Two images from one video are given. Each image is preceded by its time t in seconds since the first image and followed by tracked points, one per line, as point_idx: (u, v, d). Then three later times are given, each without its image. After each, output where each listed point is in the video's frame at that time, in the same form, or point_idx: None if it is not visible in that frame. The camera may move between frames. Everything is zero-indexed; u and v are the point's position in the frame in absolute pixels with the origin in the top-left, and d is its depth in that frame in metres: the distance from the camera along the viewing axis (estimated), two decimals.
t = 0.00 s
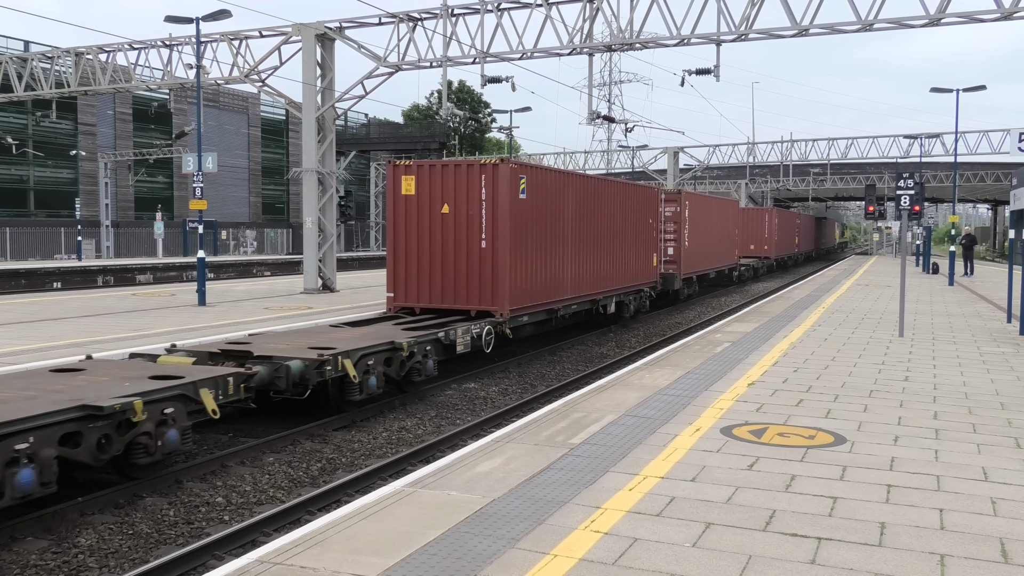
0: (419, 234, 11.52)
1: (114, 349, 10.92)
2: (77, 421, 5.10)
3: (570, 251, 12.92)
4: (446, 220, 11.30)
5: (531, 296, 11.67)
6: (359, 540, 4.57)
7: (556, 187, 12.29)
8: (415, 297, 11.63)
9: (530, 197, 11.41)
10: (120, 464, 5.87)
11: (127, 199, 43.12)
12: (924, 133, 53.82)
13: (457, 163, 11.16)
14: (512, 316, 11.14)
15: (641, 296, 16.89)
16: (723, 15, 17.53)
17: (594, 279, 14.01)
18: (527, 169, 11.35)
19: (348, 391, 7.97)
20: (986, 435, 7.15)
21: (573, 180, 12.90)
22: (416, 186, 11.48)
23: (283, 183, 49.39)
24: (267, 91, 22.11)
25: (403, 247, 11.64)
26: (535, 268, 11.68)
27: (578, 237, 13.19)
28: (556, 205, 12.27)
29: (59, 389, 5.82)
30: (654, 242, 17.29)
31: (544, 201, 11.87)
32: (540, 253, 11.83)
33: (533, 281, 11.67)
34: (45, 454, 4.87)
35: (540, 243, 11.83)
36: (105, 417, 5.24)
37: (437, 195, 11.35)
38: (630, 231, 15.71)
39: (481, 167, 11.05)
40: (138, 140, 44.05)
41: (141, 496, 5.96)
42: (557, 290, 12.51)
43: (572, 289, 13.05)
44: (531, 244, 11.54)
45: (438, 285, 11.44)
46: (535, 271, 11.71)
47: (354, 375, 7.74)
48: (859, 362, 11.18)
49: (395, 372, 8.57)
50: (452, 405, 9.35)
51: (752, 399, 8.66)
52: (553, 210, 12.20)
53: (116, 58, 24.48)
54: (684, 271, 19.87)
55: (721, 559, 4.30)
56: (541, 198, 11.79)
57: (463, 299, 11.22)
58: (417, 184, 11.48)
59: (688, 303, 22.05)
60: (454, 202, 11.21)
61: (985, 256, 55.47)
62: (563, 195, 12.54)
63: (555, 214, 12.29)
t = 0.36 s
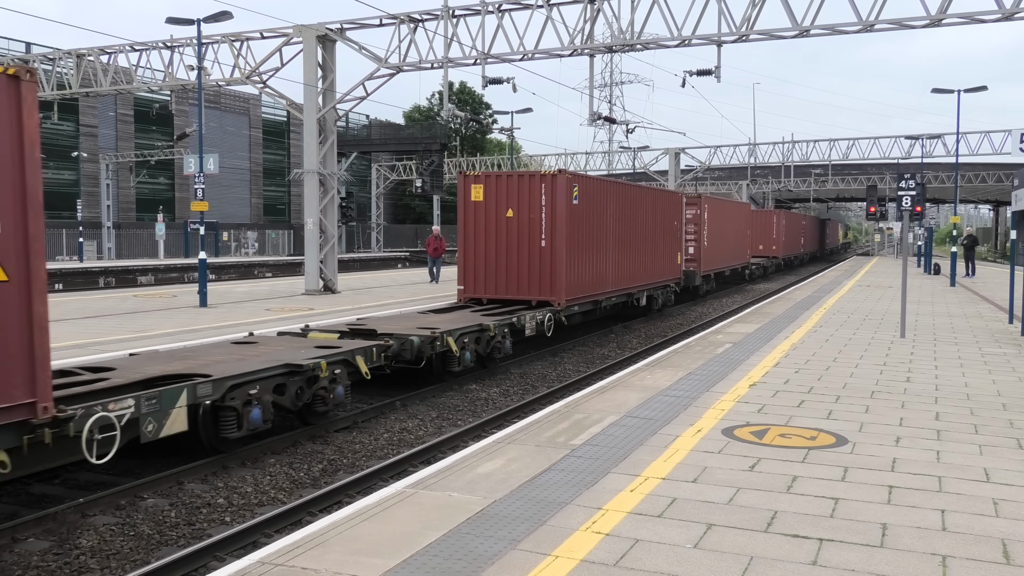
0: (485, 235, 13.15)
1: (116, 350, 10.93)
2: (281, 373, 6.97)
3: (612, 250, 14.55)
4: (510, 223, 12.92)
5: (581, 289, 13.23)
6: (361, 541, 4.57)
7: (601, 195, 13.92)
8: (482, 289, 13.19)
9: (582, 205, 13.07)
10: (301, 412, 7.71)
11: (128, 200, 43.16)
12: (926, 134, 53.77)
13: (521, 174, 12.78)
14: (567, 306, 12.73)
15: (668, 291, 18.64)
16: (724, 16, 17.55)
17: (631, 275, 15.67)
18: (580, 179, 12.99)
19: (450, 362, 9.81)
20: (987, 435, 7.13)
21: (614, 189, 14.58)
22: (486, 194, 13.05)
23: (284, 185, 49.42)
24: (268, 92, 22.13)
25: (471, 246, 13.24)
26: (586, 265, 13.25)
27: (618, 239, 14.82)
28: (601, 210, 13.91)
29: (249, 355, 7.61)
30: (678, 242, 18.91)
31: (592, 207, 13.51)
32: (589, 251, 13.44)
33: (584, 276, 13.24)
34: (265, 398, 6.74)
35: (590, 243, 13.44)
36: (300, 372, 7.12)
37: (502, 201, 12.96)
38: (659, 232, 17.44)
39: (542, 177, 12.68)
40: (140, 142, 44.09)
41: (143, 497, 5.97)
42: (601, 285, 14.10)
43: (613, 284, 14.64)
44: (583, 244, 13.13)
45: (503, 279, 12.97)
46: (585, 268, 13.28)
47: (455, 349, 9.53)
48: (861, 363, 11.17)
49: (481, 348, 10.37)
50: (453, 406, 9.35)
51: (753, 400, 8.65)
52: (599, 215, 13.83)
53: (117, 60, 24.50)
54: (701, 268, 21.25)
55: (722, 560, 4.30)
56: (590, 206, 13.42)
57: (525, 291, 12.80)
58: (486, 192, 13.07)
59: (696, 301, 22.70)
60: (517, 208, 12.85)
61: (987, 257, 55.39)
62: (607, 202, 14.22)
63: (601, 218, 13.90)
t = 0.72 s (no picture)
0: (536, 236, 14.77)
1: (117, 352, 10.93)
2: (406, 346, 8.76)
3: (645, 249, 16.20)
4: (559, 224, 14.54)
5: (620, 283, 14.84)
6: (362, 543, 4.57)
7: (635, 200, 15.60)
8: (533, 283, 14.83)
9: (621, 210, 14.71)
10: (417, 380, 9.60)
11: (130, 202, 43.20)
12: (927, 135, 53.82)
13: (569, 182, 14.40)
14: (610, 297, 14.39)
15: (690, 286, 20.39)
16: (725, 17, 17.59)
17: (659, 271, 17.32)
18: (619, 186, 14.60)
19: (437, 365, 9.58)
20: (989, 436, 7.13)
21: (647, 195, 16.28)
22: (537, 199, 14.70)
23: (285, 186, 49.42)
24: (269, 94, 22.14)
25: (523, 245, 14.89)
26: (623, 262, 14.87)
27: (648, 239, 16.47)
28: (634, 214, 15.57)
29: (373, 333, 9.44)
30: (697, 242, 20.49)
31: (628, 211, 15.18)
32: (626, 250, 15.08)
33: (622, 272, 14.86)
34: (397, 365, 8.56)
35: (626, 243, 15.10)
36: (420, 346, 8.91)
37: (551, 205, 14.59)
38: (682, 233, 19.11)
39: (587, 185, 14.31)
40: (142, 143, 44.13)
41: (144, 498, 5.97)
42: (635, 280, 15.73)
43: (644, 279, 16.28)
44: (621, 245, 14.76)
45: (553, 274, 14.60)
46: (623, 265, 14.93)
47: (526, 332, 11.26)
48: (862, 364, 11.17)
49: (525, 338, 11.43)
50: (454, 407, 9.35)
51: (755, 401, 8.64)
52: (634, 218, 15.50)
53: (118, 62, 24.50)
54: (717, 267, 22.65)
55: (724, 561, 4.30)
56: (626, 210, 15.08)
57: (572, 285, 14.43)
58: (537, 197, 14.70)
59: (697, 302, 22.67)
60: (566, 212, 14.47)
61: (988, 258, 55.37)
62: (641, 207, 15.88)
63: (634, 221, 15.54)
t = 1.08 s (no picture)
0: (575, 237, 16.33)
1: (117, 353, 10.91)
2: (490, 328, 10.58)
3: (669, 249, 17.83)
4: (597, 227, 16.13)
5: (650, 279, 16.41)
6: (362, 544, 4.57)
7: (661, 205, 17.23)
8: (573, 278, 16.35)
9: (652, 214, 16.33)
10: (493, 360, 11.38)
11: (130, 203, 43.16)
12: (926, 137, 53.85)
13: (605, 189, 15.99)
14: (643, 291, 16.02)
15: (707, 283, 22.10)
16: (725, 18, 17.61)
17: (681, 269, 18.95)
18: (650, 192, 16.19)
19: (465, 359, 10.15)
20: (989, 438, 7.12)
21: (671, 200, 17.92)
22: (576, 204, 16.31)
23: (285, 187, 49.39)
24: (269, 95, 22.14)
25: (563, 245, 16.44)
26: (653, 260, 16.45)
27: (673, 240, 18.12)
28: (661, 217, 17.19)
29: (455, 318, 11.11)
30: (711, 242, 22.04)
31: (656, 216, 16.80)
32: (655, 250, 16.68)
33: (652, 269, 16.44)
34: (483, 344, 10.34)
35: (655, 244, 16.70)
36: (500, 328, 10.73)
37: (590, 209, 16.19)
38: (700, 234, 20.79)
39: (622, 192, 15.90)
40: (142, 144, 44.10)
41: (144, 500, 5.97)
42: (663, 277, 17.33)
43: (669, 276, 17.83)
44: (651, 245, 16.35)
45: (591, 271, 16.13)
46: (653, 263, 16.51)
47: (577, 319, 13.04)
48: (863, 365, 11.16)
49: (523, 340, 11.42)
50: (454, 408, 9.35)
51: (755, 402, 8.64)
52: (661, 221, 17.12)
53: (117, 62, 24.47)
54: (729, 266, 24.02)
55: (724, 563, 4.30)
56: (655, 214, 16.72)
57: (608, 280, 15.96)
58: (576, 202, 16.31)
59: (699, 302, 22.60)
60: (603, 215, 16.07)
61: (987, 259, 55.36)
62: (663, 211, 17.51)
63: (661, 224, 17.16)
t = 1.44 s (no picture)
0: (607, 237, 17.91)
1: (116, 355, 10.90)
2: (549, 315, 12.40)
3: (690, 249, 19.35)
4: (627, 228, 17.66)
5: (674, 275, 17.86)
6: (362, 545, 4.57)
7: (684, 208, 18.76)
8: (604, 274, 17.93)
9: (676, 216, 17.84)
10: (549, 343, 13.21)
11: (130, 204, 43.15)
12: (927, 138, 53.91)
13: (634, 194, 17.54)
14: (668, 286, 17.50)
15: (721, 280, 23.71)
16: (725, 19, 17.66)
17: (700, 266, 20.42)
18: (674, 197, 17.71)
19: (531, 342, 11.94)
20: (989, 438, 7.13)
21: (691, 204, 19.43)
22: (608, 208, 17.91)
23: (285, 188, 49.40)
24: (269, 96, 22.17)
25: (596, 245, 18.05)
26: (676, 258, 17.92)
27: (693, 241, 19.62)
28: (683, 220, 18.74)
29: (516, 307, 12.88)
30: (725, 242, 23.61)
31: (679, 218, 18.35)
32: (677, 250, 18.15)
33: (676, 266, 17.93)
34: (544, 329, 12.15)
35: (679, 243, 18.18)
36: (557, 315, 12.55)
37: (621, 211, 17.75)
38: (716, 235, 22.28)
39: (650, 196, 17.43)
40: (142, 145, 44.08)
41: (143, 501, 5.96)
42: (684, 274, 18.82)
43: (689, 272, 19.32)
44: (675, 245, 17.84)
45: (620, 267, 17.67)
46: (676, 261, 17.99)
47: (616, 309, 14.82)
48: (863, 366, 11.17)
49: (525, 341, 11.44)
50: (454, 409, 9.36)
51: (755, 403, 8.64)
52: (683, 223, 18.66)
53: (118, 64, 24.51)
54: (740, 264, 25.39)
55: (724, 563, 4.30)
56: (679, 218, 18.28)
57: (636, 276, 17.48)
58: (608, 206, 17.88)
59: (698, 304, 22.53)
60: (632, 218, 17.62)
61: (987, 259, 55.40)
62: (686, 214, 19.07)
63: (683, 226, 18.67)
